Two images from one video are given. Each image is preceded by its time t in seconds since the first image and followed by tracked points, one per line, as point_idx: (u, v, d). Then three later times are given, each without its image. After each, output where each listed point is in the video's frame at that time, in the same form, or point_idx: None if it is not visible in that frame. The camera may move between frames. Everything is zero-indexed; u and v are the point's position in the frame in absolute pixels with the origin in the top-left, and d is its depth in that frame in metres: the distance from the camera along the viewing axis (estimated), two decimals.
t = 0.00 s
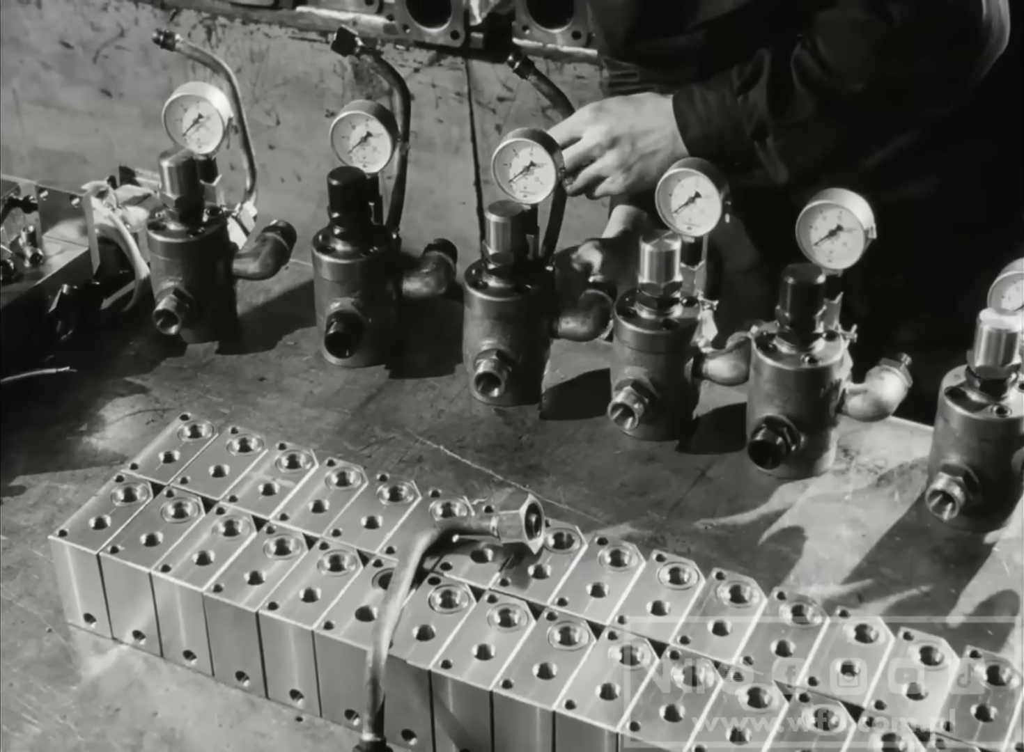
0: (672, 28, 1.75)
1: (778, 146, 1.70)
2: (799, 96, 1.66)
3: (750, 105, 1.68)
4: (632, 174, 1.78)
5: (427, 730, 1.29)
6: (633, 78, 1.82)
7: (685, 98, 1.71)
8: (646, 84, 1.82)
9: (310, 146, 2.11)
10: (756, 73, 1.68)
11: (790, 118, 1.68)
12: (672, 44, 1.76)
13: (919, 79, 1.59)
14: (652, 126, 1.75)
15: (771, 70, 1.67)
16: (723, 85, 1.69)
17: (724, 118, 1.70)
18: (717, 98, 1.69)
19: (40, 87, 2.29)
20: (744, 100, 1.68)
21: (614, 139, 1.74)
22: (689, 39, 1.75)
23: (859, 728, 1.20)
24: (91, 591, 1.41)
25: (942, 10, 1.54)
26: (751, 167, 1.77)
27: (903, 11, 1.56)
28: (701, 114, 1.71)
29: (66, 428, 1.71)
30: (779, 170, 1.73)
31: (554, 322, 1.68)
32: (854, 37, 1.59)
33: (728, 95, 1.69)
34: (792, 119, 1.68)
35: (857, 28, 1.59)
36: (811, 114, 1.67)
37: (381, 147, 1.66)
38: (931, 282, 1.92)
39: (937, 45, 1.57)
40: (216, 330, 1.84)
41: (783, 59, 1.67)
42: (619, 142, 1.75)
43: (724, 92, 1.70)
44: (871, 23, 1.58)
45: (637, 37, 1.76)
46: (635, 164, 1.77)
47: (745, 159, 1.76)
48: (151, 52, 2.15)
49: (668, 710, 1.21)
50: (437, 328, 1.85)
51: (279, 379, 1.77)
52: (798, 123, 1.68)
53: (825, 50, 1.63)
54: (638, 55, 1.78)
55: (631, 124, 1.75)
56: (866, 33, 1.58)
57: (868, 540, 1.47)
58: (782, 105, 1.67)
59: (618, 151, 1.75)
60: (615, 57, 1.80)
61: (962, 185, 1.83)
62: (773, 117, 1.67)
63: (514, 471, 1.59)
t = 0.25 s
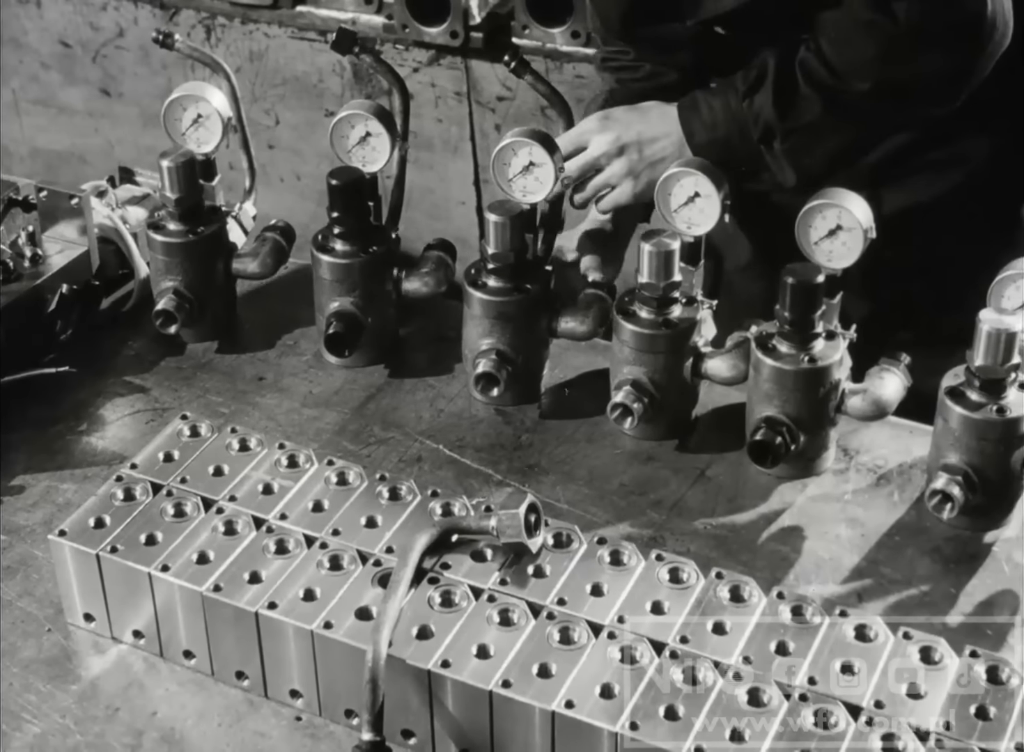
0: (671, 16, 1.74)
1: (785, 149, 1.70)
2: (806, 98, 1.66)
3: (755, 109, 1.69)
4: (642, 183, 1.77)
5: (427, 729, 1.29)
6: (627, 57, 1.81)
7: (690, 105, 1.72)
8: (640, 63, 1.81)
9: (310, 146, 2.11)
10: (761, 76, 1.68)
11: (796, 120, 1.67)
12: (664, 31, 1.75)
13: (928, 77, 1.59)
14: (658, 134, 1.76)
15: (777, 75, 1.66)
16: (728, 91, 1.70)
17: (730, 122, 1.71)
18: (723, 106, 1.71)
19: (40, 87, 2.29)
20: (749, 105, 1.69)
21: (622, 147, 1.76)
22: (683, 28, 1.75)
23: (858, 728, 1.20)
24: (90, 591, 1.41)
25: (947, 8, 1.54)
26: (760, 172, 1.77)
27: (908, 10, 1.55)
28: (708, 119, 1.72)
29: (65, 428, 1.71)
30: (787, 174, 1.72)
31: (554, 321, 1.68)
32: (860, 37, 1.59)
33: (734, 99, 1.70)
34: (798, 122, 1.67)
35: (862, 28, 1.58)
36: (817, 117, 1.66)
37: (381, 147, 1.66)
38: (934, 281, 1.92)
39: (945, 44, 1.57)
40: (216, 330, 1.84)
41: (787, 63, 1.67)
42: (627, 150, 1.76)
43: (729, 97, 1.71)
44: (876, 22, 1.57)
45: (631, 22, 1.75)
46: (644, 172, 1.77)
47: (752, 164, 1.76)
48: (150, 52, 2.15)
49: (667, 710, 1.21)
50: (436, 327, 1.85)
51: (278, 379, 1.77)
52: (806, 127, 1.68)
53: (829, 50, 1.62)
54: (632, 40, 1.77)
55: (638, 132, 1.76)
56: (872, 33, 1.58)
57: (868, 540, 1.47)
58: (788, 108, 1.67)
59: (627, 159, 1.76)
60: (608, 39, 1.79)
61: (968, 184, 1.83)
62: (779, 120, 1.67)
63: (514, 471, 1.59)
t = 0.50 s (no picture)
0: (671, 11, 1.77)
1: (789, 151, 1.70)
2: (809, 101, 1.66)
3: (758, 111, 1.69)
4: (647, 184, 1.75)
5: (428, 729, 1.29)
6: (623, 46, 1.79)
7: (695, 108, 1.72)
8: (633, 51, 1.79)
9: (311, 146, 2.11)
10: (764, 79, 1.68)
11: (799, 123, 1.67)
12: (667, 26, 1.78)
13: (931, 79, 1.59)
14: (663, 137, 1.75)
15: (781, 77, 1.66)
16: (732, 93, 1.70)
17: (734, 124, 1.71)
18: (727, 107, 1.70)
19: (40, 87, 2.29)
20: (753, 107, 1.69)
21: (627, 150, 1.73)
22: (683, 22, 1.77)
23: (859, 728, 1.20)
24: (91, 591, 1.41)
25: (949, 10, 1.55)
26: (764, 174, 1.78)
27: (911, 12, 1.56)
28: (712, 121, 1.72)
29: (66, 429, 1.71)
30: (791, 175, 1.72)
31: (554, 322, 1.68)
32: (864, 39, 1.59)
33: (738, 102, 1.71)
34: (801, 125, 1.68)
35: (867, 29, 1.59)
36: (820, 120, 1.66)
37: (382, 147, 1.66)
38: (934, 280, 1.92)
39: (948, 44, 1.57)
40: (216, 330, 1.84)
41: (790, 65, 1.68)
42: (632, 154, 1.74)
43: (733, 99, 1.71)
44: (879, 23, 1.58)
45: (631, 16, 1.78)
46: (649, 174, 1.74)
47: (756, 166, 1.76)
48: (151, 52, 2.15)
49: (668, 710, 1.21)
50: (437, 327, 1.85)
51: (279, 379, 1.77)
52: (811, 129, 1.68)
53: (832, 52, 1.63)
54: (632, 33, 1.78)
55: (643, 136, 1.74)
56: (876, 35, 1.58)
57: (868, 540, 1.47)
58: (791, 109, 1.67)
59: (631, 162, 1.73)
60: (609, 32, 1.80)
61: (968, 185, 1.83)
62: (783, 122, 1.67)
63: (514, 471, 1.59)
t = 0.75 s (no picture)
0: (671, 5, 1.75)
1: (794, 144, 1.70)
2: (816, 94, 1.66)
3: (763, 104, 1.69)
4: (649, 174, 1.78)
5: (428, 730, 1.29)
6: (622, 37, 1.78)
7: (699, 99, 1.71)
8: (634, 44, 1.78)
9: (310, 146, 2.11)
10: (769, 71, 1.68)
11: (806, 116, 1.67)
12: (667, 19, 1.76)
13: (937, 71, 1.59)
14: (668, 128, 1.77)
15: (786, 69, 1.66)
16: (737, 85, 1.70)
17: (739, 116, 1.71)
18: (732, 99, 1.70)
19: (40, 87, 2.29)
20: (758, 100, 1.69)
21: (632, 140, 1.76)
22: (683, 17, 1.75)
23: (859, 728, 1.20)
24: (90, 592, 1.41)
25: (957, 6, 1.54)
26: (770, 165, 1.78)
27: (919, 8, 1.55)
28: (716, 113, 1.71)
29: (66, 429, 1.71)
30: (796, 169, 1.72)
31: (554, 321, 1.68)
32: (872, 33, 1.59)
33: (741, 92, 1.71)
34: (808, 117, 1.67)
35: (875, 23, 1.58)
36: (827, 112, 1.67)
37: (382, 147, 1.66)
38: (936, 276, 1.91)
39: (958, 39, 1.57)
40: (216, 331, 1.84)
41: (796, 59, 1.67)
42: (636, 143, 1.77)
43: (738, 92, 1.71)
44: (887, 17, 1.57)
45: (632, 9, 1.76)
46: (652, 165, 1.77)
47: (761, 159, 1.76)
48: (150, 52, 2.15)
49: (668, 710, 1.21)
50: (437, 327, 1.85)
51: (278, 379, 1.77)
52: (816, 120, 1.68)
53: (840, 46, 1.62)
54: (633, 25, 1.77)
55: (647, 126, 1.76)
56: (883, 29, 1.58)
57: (868, 540, 1.47)
58: (798, 102, 1.67)
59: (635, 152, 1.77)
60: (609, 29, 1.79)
61: (973, 182, 1.82)
62: (789, 116, 1.67)
63: (514, 471, 1.59)
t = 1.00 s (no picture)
0: None
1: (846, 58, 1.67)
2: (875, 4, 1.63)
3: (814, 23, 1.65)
4: (680, 87, 1.71)
5: (428, 730, 1.29)
6: None
7: (742, 21, 1.68)
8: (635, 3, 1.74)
9: (311, 146, 2.10)
10: None
11: (869, 26, 1.65)
12: None
13: None
14: (705, 43, 1.73)
15: None
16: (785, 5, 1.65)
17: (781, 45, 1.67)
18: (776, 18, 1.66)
19: (40, 88, 2.29)
20: (809, 16, 1.65)
21: (664, 45, 1.70)
22: None
23: (859, 729, 1.20)
24: (91, 592, 1.41)
25: None
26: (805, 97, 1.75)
27: None
28: (760, 34, 1.67)
29: (66, 430, 1.71)
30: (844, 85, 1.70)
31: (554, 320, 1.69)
32: None
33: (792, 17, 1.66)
34: (867, 27, 1.65)
35: None
36: (889, 22, 1.64)
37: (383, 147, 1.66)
38: (944, 295, 1.85)
39: None
40: (217, 331, 1.84)
41: None
42: (670, 51, 1.71)
43: (786, 15, 1.66)
44: None
45: None
46: (685, 77, 1.71)
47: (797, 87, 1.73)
48: (151, 53, 2.16)
49: (668, 710, 1.21)
50: (437, 327, 1.85)
51: (279, 379, 1.77)
52: (872, 33, 1.65)
53: None
54: None
55: (684, 37, 1.72)
56: None
57: (869, 540, 1.47)
58: (856, 14, 1.64)
59: (671, 60, 1.70)
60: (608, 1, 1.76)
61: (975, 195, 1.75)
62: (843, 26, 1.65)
63: (514, 471, 1.59)
